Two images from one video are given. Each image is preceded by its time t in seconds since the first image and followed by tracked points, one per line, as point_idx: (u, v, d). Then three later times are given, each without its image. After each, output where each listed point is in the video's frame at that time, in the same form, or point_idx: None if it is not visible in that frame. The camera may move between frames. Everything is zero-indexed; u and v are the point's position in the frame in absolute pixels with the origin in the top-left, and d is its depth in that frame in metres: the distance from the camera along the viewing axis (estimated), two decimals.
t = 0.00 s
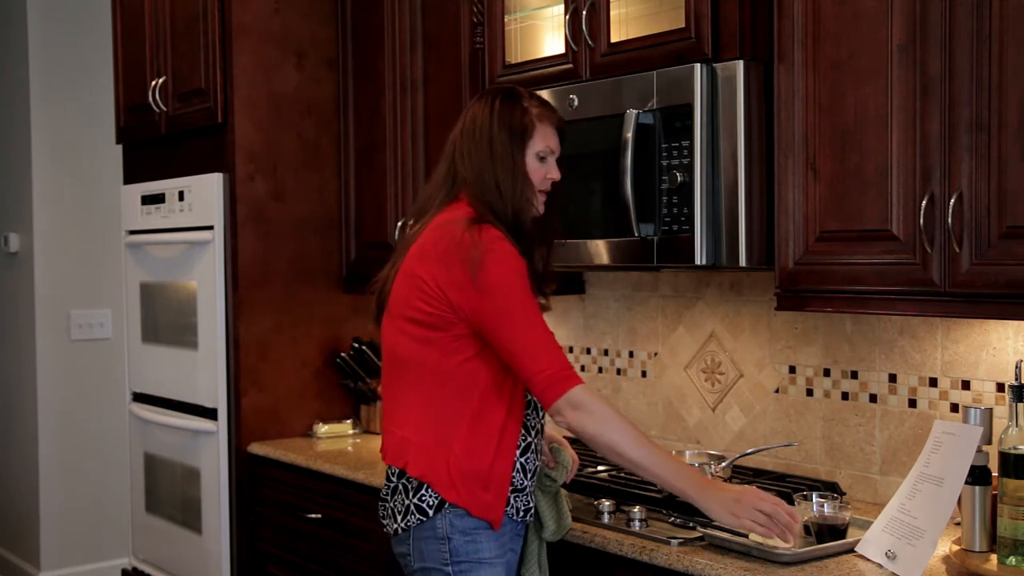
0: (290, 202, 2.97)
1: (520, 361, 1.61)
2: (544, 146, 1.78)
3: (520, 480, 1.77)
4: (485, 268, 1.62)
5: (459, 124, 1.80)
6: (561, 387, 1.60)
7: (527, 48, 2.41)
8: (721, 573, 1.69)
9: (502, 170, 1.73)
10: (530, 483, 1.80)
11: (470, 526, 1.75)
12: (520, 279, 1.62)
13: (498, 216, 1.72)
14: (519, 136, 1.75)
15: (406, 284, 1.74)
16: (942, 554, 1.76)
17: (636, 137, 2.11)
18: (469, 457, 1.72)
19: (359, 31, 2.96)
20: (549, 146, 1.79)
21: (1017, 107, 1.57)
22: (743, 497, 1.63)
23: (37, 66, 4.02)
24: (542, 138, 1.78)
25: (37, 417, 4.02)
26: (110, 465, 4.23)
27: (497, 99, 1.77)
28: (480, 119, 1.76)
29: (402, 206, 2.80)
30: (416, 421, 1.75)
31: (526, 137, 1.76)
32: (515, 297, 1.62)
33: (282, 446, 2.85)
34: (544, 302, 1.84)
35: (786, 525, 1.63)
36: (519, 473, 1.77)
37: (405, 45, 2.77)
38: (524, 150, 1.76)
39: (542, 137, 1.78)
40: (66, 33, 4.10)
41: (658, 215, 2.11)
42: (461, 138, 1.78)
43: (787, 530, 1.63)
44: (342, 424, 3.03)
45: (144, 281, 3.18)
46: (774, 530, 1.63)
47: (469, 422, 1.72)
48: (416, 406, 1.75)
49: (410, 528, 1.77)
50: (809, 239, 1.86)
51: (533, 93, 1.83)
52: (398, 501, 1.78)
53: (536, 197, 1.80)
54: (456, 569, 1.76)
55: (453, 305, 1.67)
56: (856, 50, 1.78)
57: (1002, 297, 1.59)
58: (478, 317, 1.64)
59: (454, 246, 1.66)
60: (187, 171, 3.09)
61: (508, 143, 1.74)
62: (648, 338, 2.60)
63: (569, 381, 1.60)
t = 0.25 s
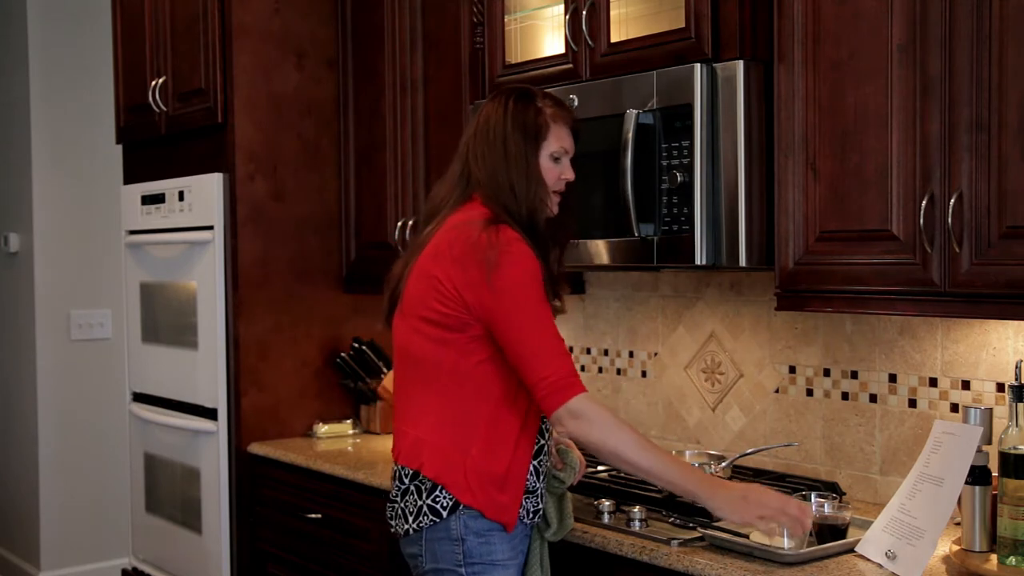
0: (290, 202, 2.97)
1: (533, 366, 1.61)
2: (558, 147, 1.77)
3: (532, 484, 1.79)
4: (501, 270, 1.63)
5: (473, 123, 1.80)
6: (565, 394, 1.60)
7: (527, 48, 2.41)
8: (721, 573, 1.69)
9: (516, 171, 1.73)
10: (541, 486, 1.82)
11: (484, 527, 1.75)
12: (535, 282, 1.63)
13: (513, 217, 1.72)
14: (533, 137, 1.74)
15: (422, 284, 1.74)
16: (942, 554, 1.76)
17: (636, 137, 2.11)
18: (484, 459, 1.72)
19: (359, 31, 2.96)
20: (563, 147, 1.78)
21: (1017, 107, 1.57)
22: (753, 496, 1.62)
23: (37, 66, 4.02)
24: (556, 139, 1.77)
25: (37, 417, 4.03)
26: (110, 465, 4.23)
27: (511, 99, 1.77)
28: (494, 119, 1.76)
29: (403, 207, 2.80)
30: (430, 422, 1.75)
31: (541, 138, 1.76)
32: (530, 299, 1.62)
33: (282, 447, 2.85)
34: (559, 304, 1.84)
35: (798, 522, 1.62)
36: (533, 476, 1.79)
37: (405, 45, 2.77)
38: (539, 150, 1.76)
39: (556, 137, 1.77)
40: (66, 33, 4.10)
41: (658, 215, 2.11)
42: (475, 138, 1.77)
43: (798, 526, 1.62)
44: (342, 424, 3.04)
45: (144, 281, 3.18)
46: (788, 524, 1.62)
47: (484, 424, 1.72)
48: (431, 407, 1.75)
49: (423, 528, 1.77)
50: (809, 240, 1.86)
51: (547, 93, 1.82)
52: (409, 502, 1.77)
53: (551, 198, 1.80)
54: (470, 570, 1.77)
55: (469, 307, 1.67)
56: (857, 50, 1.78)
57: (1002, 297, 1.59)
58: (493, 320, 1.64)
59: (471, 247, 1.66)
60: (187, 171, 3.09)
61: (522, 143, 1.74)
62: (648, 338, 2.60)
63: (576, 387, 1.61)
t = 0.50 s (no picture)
0: (290, 202, 2.97)
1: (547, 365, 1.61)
2: (572, 150, 1.77)
3: (537, 484, 1.79)
4: (513, 270, 1.63)
5: (487, 123, 1.79)
6: (574, 393, 1.60)
7: (527, 48, 2.41)
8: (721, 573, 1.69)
9: (529, 173, 1.73)
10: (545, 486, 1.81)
11: (487, 527, 1.76)
12: (548, 282, 1.63)
13: (524, 219, 1.72)
14: (548, 140, 1.74)
15: (432, 282, 1.74)
16: (942, 554, 1.76)
17: (636, 137, 2.11)
18: (489, 459, 1.73)
19: (359, 31, 2.95)
20: (577, 150, 1.78)
21: (1017, 107, 1.57)
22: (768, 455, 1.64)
23: (37, 65, 4.02)
24: (570, 142, 1.77)
25: (37, 417, 4.03)
26: (110, 465, 4.23)
27: (525, 100, 1.76)
28: (508, 120, 1.76)
29: (403, 207, 2.80)
30: (436, 420, 1.75)
31: (555, 141, 1.75)
32: (544, 298, 1.63)
33: (282, 447, 2.85)
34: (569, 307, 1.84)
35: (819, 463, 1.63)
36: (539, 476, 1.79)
37: (405, 45, 2.77)
38: (553, 153, 1.76)
39: (570, 141, 1.77)
40: (66, 33, 4.10)
41: (658, 215, 2.11)
42: (489, 138, 1.77)
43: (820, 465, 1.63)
44: (342, 424, 3.04)
45: (144, 281, 3.18)
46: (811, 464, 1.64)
47: (491, 424, 1.72)
48: (437, 405, 1.75)
49: (427, 527, 1.78)
50: (809, 240, 1.86)
51: (563, 94, 1.82)
52: (413, 500, 1.78)
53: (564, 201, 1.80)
54: (473, 569, 1.77)
55: (480, 306, 1.68)
56: (857, 50, 1.78)
57: (1002, 297, 1.59)
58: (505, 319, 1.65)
59: (483, 246, 1.66)
60: (187, 171, 3.09)
61: (536, 145, 1.73)
62: (648, 338, 2.60)
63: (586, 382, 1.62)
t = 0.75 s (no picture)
0: (290, 202, 2.97)
1: (579, 361, 1.62)
2: (581, 153, 1.78)
3: (540, 485, 1.79)
4: (534, 271, 1.64)
5: (497, 125, 1.80)
6: (623, 380, 1.61)
7: (526, 48, 2.41)
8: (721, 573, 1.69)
9: (539, 174, 1.74)
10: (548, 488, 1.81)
11: (490, 527, 1.76)
12: (570, 283, 1.65)
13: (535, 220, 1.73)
14: (558, 142, 1.75)
15: (444, 281, 1.74)
16: (942, 554, 1.76)
17: (636, 137, 2.11)
18: (495, 459, 1.73)
19: (359, 31, 2.95)
20: (586, 153, 1.79)
21: (1017, 107, 1.57)
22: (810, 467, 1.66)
23: (37, 65, 4.02)
24: (580, 145, 1.78)
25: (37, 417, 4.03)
26: (110, 466, 4.23)
27: (535, 103, 1.78)
28: (519, 122, 1.77)
29: (403, 207, 2.80)
30: (442, 420, 1.75)
31: (565, 143, 1.76)
32: (568, 299, 1.64)
33: (282, 447, 2.85)
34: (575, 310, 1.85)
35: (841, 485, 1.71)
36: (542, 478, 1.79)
37: (405, 45, 2.77)
38: (563, 156, 1.77)
39: (580, 144, 1.78)
40: (66, 33, 4.10)
41: (658, 215, 2.11)
42: (499, 140, 1.78)
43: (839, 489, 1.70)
44: (342, 424, 3.04)
45: (144, 281, 3.18)
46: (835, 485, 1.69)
47: (499, 424, 1.73)
48: (444, 405, 1.75)
49: (429, 526, 1.78)
50: (809, 240, 1.86)
51: (571, 97, 1.83)
52: (415, 499, 1.78)
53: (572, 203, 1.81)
54: (474, 569, 1.77)
55: (496, 306, 1.68)
56: (857, 50, 1.78)
57: (1002, 297, 1.59)
58: (527, 319, 1.65)
59: (500, 247, 1.67)
60: (187, 171, 3.09)
61: (547, 147, 1.74)
62: (648, 338, 2.60)
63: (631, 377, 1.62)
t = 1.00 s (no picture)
0: (290, 202, 2.97)
1: (593, 362, 1.63)
2: (586, 155, 1.78)
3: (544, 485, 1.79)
4: (545, 272, 1.64)
5: (502, 126, 1.80)
6: (635, 380, 1.62)
7: (527, 48, 2.41)
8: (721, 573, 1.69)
9: (545, 175, 1.74)
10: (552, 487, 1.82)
11: (494, 527, 1.76)
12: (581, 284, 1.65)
13: (540, 220, 1.72)
14: (564, 144, 1.75)
15: (453, 281, 1.74)
16: (942, 554, 1.76)
17: (636, 137, 2.11)
18: (501, 460, 1.73)
19: (359, 31, 2.95)
20: (592, 154, 1.79)
21: (1017, 107, 1.57)
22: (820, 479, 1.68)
23: (37, 65, 4.02)
24: (585, 146, 1.78)
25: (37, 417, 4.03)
26: (110, 466, 4.23)
27: (541, 104, 1.78)
28: (524, 123, 1.77)
29: (403, 207, 2.80)
30: (447, 419, 1.75)
31: (571, 145, 1.76)
32: (579, 299, 1.64)
33: (282, 447, 2.85)
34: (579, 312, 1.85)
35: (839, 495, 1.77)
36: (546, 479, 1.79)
37: (404, 45, 2.77)
38: (569, 157, 1.77)
39: (586, 145, 1.78)
40: (66, 33, 4.10)
41: (658, 215, 2.11)
42: (505, 141, 1.78)
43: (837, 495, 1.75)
44: (342, 424, 3.04)
45: (144, 281, 3.18)
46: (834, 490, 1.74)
47: (505, 424, 1.73)
48: (450, 404, 1.75)
49: (432, 526, 1.78)
50: (809, 239, 1.86)
51: (576, 99, 1.83)
52: (419, 499, 1.78)
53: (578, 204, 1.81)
54: (477, 569, 1.77)
55: (505, 307, 1.68)
56: (857, 49, 1.78)
57: (1002, 297, 1.59)
58: (537, 319, 1.66)
59: (509, 247, 1.67)
60: (187, 171, 3.09)
61: (552, 148, 1.74)
62: (648, 338, 2.60)
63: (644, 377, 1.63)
